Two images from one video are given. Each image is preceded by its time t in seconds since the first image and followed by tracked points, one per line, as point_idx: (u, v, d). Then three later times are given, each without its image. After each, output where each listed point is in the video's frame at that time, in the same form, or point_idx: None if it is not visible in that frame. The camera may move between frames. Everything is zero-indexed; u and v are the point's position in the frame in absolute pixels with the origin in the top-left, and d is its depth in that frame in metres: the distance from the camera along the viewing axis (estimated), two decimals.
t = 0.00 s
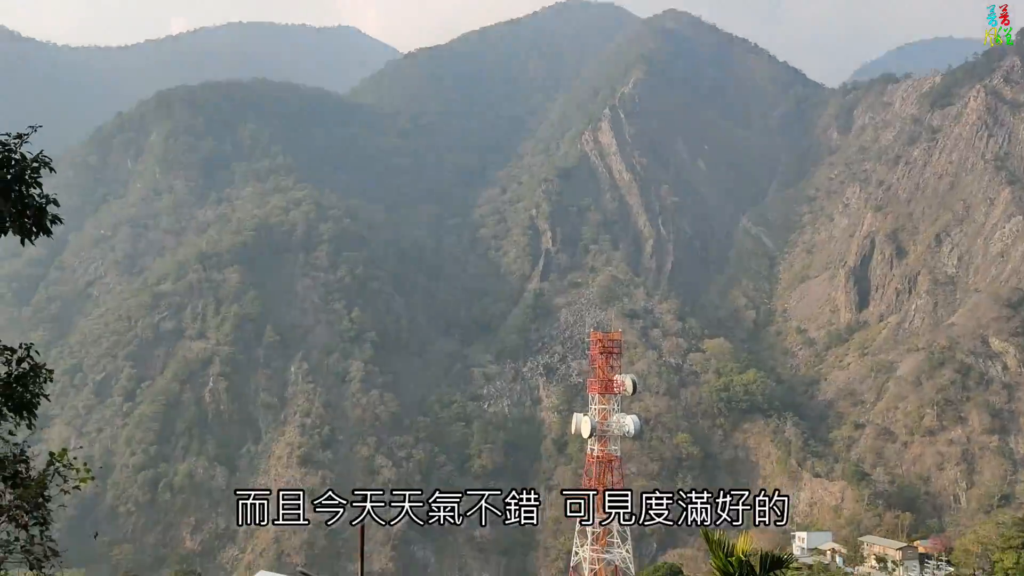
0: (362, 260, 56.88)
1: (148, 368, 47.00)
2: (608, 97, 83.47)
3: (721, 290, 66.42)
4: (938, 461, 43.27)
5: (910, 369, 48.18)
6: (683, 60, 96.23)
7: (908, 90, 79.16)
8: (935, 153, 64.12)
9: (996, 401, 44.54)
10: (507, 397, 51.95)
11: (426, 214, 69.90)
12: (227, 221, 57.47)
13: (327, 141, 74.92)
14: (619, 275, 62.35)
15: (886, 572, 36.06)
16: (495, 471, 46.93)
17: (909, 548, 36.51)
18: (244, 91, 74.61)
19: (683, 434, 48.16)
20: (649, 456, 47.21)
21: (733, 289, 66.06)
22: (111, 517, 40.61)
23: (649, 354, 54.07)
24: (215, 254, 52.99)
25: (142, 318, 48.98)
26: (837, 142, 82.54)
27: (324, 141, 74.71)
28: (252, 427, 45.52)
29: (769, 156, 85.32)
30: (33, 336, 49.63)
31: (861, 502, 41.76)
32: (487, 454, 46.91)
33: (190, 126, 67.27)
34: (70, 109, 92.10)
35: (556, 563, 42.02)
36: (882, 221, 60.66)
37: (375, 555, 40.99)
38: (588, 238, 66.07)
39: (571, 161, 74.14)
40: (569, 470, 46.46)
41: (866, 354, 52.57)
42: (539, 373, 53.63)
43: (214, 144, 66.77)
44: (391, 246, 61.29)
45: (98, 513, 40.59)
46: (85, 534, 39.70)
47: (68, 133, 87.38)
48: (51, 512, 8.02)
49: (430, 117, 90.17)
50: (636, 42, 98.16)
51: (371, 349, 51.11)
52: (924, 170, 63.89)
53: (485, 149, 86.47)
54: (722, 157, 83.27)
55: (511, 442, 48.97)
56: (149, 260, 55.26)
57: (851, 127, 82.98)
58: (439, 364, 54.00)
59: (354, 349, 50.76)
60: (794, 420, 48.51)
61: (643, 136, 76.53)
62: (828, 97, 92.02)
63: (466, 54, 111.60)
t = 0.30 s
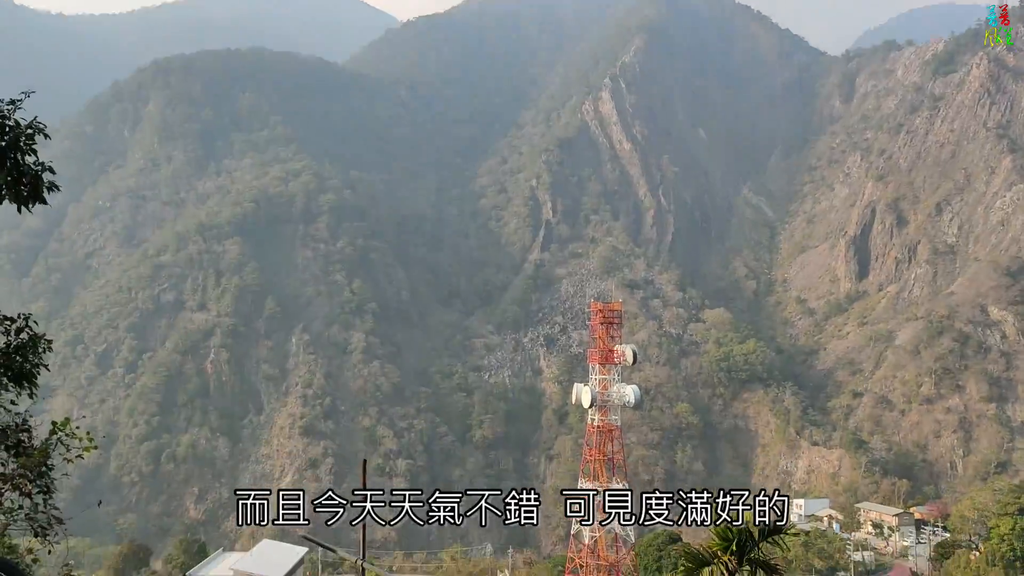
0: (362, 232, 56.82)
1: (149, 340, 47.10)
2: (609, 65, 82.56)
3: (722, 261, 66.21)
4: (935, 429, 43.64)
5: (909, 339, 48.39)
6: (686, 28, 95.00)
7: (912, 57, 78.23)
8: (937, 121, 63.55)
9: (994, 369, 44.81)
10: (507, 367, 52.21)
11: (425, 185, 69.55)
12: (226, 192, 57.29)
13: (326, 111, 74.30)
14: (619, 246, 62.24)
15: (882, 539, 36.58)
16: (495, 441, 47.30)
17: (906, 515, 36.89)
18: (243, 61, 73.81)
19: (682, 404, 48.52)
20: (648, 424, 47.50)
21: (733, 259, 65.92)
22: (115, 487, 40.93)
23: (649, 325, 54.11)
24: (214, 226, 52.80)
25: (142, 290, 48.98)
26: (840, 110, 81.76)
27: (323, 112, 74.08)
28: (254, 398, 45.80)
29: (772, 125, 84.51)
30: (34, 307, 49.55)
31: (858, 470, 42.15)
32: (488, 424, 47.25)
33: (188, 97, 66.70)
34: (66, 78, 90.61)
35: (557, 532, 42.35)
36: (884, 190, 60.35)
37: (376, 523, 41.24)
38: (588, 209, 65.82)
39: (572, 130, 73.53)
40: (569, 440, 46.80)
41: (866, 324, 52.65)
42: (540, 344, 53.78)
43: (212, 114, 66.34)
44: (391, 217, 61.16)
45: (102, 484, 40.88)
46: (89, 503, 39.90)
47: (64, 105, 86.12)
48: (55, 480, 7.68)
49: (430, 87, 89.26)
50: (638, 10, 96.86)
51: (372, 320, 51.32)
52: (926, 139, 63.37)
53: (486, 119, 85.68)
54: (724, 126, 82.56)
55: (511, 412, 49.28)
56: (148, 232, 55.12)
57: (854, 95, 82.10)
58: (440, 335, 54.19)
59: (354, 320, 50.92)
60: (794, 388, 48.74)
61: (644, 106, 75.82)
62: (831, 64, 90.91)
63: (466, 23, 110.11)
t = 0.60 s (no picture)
0: (352, 202, 56.58)
1: (138, 311, 46.81)
2: (600, 33, 81.75)
3: (713, 230, 66.25)
4: (922, 396, 44.41)
5: (898, 307, 48.85)
6: None
7: (904, 24, 77.86)
8: (929, 89, 63.55)
9: (981, 337, 45.58)
10: (499, 337, 52.43)
11: (415, 155, 69.04)
12: (214, 162, 56.68)
13: (314, 79, 73.39)
14: (611, 215, 62.20)
15: (868, 504, 37.36)
16: (487, 410, 47.57)
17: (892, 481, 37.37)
18: (228, 28, 72.62)
19: (673, 373, 48.94)
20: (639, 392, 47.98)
21: (724, 228, 66.00)
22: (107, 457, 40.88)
23: (640, 293, 54.32)
24: (202, 195, 52.28)
25: (131, 261, 48.58)
26: (832, 78, 81.48)
27: (311, 80, 73.16)
28: (246, 368, 45.85)
29: (763, 93, 84.12)
30: (20, 278, 49.00)
31: (847, 436, 42.75)
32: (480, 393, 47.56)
33: (174, 64, 65.63)
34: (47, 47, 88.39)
35: (548, 499, 42.42)
36: (875, 157, 60.38)
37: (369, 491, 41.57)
38: (579, 178, 65.61)
39: (563, 99, 72.99)
40: (561, 409, 47.19)
41: (855, 292, 52.96)
42: (532, 314, 53.98)
43: (199, 82, 65.55)
44: (381, 188, 60.83)
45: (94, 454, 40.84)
46: (81, 473, 39.86)
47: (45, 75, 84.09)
48: (44, 450, 7.55)
49: (419, 55, 88.19)
50: None
51: (363, 291, 51.43)
52: (917, 107, 63.37)
53: (475, 87, 84.81)
54: (715, 95, 82.13)
55: (503, 381, 49.57)
56: (135, 201, 54.50)
57: (846, 63, 81.81)
58: (432, 305, 54.24)
59: (346, 291, 50.91)
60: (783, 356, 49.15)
61: (636, 74, 75.29)
62: (824, 32, 90.35)
63: None
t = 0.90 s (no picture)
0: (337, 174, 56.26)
1: (120, 283, 46.34)
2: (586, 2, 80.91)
3: (698, 201, 66.28)
4: (903, 366, 45.14)
5: (880, 277, 49.35)
6: None
7: None
8: (913, 61, 63.73)
9: (962, 307, 46.37)
10: (484, 309, 52.47)
11: (399, 125, 68.33)
12: (196, 132, 55.86)
13: (296, 49, 72.23)
14: (596, 186, 62.14)
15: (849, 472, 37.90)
16: (473, 382, 47.81)
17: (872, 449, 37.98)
18: None
19: (658, 344, 49.29)
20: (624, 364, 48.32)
21: (710, 199, 66.06)
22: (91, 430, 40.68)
23: (625, 264, 54.44)
24: (184, 166, 51.57)
25: (112, 233, 47.98)
26: (818, 49, 81.26)
27: (292, 50, 72.00)
28: (230, 341, 45.70)
29: (749, 63, 83.62)
30: None
31: (828, 406, 43.32)
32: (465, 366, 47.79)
33: (152, 32, 64.30)
34: (25, 18, 86.32)
35: (534, 469, 42.84)
36: (859, 129, 60.55)
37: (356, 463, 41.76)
38: (565, 150, 65.32)
39: (548, 69, 72.37)
40: (547, 380, 47.49)
41: (838, 263, 53.33)
42: (517, 286, 54.01)
43: (179, 50, 64.34)
44: (365, 159, 60.32)
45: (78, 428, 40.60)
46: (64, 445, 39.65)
47: (26, 45, 82.04)
48: (26, 422, 7.51)
49: (402, 24, 86.89)
50: None
51: (348, 263, 51.36)
52: (902, 79, 63.54)
53: (460, 57, 83.79)
54: (701, 66, 81.69)
55: (489, 353, 49.78)
56: (115, 173, 53.67)
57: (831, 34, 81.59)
58: (417, 278, 54.12)
59: (330, 263, 50.72)
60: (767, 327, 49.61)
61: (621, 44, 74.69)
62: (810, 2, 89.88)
63: None
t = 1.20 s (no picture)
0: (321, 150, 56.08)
1: (98, 258, 45.69)
2: None
3: (682, 176, 66.29)
4: (882, 340, 45.85)
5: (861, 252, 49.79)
6: None
7: None
8: (897, 36, 63.87)
9: (941, 283, 47.11)
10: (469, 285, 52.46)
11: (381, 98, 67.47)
12: (173, 102, 54.60)
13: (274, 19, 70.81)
14: (580, 161, 61.96)
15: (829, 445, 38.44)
16: (457, 357, 48.01)
17: (851, 423, 38.60)
18: None
19: (642, 319, 49.56)
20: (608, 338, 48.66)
21: (694, 175, 66.14)
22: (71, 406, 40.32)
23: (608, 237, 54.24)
24: (162, 139, 50.70)
25: (89, 207, 47.20)
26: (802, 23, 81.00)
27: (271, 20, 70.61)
28: (212, 316, 45.36)
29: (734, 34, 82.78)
30: None
31: (809, 381, 43.95)
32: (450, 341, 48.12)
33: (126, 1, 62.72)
34: None
35: (518, 444, 43.22)
36: (842, 105, 60.88)
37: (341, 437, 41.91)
38: (549, 124, 64.93)
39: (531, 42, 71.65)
40: (531, 355, 47.71)
41: (821, 238, 53.70)
42: (502, 262, 54.01)
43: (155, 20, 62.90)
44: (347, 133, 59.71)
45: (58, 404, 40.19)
46: (43, 421, 39.26)
47: None
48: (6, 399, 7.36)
49: None
50: None
51: (331, 239, 51.19)
52: (884, 55, 63.69)
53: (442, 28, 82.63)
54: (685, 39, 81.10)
55: (473, 329, 49.84)
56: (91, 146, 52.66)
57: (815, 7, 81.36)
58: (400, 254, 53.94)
59: (313, 239, 50.47)
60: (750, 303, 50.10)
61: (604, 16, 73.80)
62: None
63: None
